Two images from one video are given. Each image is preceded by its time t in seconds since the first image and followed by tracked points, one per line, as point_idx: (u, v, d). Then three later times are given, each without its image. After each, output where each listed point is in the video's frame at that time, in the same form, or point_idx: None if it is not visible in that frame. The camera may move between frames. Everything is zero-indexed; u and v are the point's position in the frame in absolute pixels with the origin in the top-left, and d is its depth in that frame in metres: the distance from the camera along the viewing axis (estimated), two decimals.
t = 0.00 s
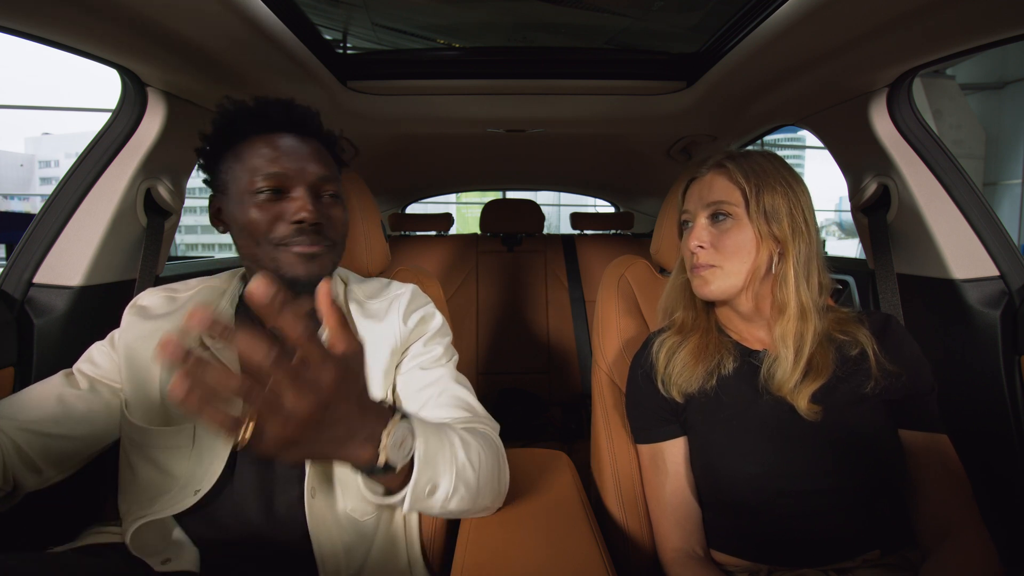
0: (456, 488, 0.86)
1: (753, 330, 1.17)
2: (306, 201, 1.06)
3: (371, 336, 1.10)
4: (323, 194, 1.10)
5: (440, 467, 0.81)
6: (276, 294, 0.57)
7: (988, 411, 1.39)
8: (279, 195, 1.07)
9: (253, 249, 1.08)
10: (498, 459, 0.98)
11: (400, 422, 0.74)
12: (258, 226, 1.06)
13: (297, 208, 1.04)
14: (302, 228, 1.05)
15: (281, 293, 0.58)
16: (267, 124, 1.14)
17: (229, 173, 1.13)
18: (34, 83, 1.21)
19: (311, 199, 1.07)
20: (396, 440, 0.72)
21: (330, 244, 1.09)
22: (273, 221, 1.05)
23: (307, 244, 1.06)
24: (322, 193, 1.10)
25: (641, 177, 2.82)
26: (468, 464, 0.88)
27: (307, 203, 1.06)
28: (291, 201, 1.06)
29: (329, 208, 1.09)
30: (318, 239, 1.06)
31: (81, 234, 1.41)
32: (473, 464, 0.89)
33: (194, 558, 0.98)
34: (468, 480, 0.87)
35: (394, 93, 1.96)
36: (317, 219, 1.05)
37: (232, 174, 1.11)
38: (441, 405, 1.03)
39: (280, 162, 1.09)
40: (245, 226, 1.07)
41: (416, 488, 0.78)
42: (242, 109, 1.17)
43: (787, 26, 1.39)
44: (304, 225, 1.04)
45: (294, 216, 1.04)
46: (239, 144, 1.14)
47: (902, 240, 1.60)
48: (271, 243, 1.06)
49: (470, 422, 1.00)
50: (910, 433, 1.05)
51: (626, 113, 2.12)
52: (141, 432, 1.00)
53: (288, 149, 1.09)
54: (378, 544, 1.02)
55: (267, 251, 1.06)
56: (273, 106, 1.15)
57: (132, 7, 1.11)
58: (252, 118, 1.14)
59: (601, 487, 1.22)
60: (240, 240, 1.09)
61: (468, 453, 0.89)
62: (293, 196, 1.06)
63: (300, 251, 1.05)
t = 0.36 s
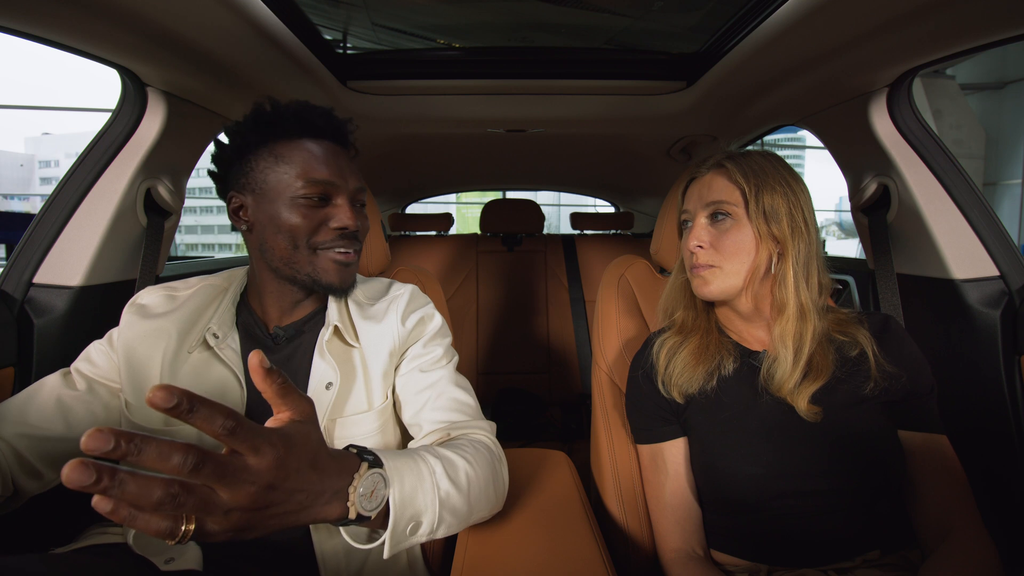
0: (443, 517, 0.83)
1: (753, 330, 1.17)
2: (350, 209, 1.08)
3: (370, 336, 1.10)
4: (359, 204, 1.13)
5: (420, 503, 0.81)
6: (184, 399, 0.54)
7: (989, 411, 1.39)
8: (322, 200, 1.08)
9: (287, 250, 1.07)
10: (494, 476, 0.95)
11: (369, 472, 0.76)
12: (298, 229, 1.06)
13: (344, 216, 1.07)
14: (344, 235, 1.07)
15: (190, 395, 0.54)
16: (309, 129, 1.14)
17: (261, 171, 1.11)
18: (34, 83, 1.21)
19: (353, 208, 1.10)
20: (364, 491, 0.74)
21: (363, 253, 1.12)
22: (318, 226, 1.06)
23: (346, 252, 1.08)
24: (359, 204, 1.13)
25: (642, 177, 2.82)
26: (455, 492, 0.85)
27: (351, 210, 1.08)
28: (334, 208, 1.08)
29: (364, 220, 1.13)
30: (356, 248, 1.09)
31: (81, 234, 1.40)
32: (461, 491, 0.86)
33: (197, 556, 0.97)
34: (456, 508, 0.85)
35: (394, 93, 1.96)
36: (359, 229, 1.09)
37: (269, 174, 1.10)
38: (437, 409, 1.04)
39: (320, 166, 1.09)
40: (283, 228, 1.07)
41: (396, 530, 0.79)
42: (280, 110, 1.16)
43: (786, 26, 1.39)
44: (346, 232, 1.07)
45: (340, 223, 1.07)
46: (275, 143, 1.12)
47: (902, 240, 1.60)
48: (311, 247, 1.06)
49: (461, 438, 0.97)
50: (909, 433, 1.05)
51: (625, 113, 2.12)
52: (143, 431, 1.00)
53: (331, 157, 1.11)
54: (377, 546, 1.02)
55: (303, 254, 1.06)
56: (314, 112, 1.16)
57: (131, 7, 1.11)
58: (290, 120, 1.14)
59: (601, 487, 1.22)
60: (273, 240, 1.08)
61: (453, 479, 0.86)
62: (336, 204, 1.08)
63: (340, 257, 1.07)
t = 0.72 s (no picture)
0: (441, 518, 0.83)
1: (753, 331, 1.17)
2: (361, 213, 1.10)
3: (369, 336, 1.10)
4: (367, 208, 1.15)
5: (418, 505, 0.81)
6: (178, 402, 0.54)
7: (989, 411, 1.39)
8: (333, 204, 1.08)
9: (296, 250, 1.07)
10: (491, 474, 0.94)
11: (367, 473, 0.76)
12: (310, 231, 1.07)
13: (357, 220, 1.09)
14: (355, 239, 1.09)
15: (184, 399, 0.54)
16: (325, 130, 1.15)
17: (273, 170, 1.11)
18: (34, 83, 1.21)
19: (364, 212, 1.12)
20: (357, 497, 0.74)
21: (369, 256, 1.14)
22: (331, 228, 1.08)
23: (355, 255, 1.10)
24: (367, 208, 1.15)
25: (642, 177, 2.82)
26: (452, 492, 0.85)
27: (362, 214, 1.10)
28: (345, 212, 1.09)
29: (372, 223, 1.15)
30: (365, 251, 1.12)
31: (81, 234, 1.40)
32: (459, 491, 0.86)
33: (199, 557, 0.96)
34: (454, 509, 0.85)
35: (394, 92, 1.96)
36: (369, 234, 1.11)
37: (281, 174, 1.10)
38: (438, 410, 1.04)
39: (332, 170, 1.09)
40: (294, 229, 1.08)
41: (393, 533, 0.79)
42: (297, 109, 1.16)
43: (786, 26, 1.39)
44: (356, 236, 1.09)
45: (353, 227, 1.08)
46: (288, 144, 1.12)
47: (902, 240, 1.60)
48: (322, 249, 1.07)
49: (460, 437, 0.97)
50: (908, 433, 1.05)
51: (625, 113, 2.12)
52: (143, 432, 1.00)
53: (344, 160, 1.12)
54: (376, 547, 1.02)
55: (313, 255, 1.07)
56: (328, 114, 1.16)
57: (131, 7, 1.11)
58: (305, 121, 1.14)
59: (601, 487, 1.22)
60: (282, 241, 1.09)
61: (451, 480, 0.86)
62: (348, 208, 1.09)
63: (349, 260, 1.09)
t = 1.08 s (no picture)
0: (415, 569, 0.80)
1: (754, 336, 1.17)
2: (358, 213, 1.10)
3: (369, 337, 1.10)
4: (365, 207, 1.14)
5: (383, 568, 0.76)
6: None
7: (989, 411, 1.39)
8: (330, 203, 1.08)
9: (293, 253, 1.07)
10: (470, 504, 0.90)
11: (314, 554, 0.74)
12: (305, 232, 1.07)
13: (352, 219, 1.08)
14: (352, 239, 1.09)
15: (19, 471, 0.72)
16: (318, 130, 1.14)
17: (269, 172, 1.11)
18: (35, 84, 1.21)
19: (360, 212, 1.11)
20: None
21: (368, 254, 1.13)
22: (326, 228, 1.07)
23: (352, 254, 1.09)
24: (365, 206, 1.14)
25: (641, 177, 2.82)
26: (421, 539, 0.81)
27: (359, 214, 1.09)
28: (342, 211, 1.09)
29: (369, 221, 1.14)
30: (362, 250, 1.10)
31: (81, 235, 1.40)
32: (429, 535, 0.83)
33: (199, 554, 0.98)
34: (428, 557, 0.81)
35: (394, 93, 1.96)
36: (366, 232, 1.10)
37: (277, 175, 1.10)
38: (436, 410, 1.04)
39: (329, 170, 1.09)
40: (291, 230, 1.07)
41: None
42: (289, 110, 1.16)
43: (786, 26, 1.39)
44: (354, 236, 1.08)
45: (348, 227, 1.08)
46: (284, 144, 1.12)
47: (902, 240, 1.60)
48: (317, 250, 1.07)
49: (423, 474, 0.93)
50: (909, 434, 1.05)
51: (625, 113, 2.12)
52: (141, 432, 1.00)
53: (339, 159, 1.11)
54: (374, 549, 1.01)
55: (310, 256, 1.07)
56: (321, 113, 1.16)
57: (132, 8, 1.12)
58: (300, 122, 1.14)
59: (601, 487, 1.22)
60: (280, 242, 1.08)
61: (413, 529, 0.82)
62: (345, 207, 1.09)
63: (345, 261, 1.08)
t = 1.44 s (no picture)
0: (414, 570, 0.80)
1: (757, 331, 1.17)
2: (350, 209, 1.10)
3: (370, 337, 1.10)
4: (357, 203, 1.14)
5: (382, 568, 0.77)
6: None
7: (989, 411, 1.39)
8: (322, 200, 1.09)
9: (286, 249, 1.07)
10: (470, 505, 0.90)
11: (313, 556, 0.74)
12: (297, 228, 1.06)
13: (343, 215, 1.08)
14: (345, 234, 1.08)
15: None
16: (310, 128, 1.14)
17: (262, 170, 1.11)
18: (35, 84, 1.21)
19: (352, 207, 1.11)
20: None
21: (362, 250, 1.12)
22: (316, 224, 1.07)
23: (345, 250, 1.09)
24: (357, 202, 1.14)
25: (641, 177, 2.82)
26: (420, 540, 0.81)
27: (351, 210, 1.09)
28: (334, 207, 1.09)
29: (362, 216, 1.14)
30: (355, 246, 1.10)
31: (81, 235, 1.40)
32: (430, 535, 0.83)
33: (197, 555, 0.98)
34: (427, 557, 0.81)
35: (393, 93, 1.96)
36: (358, 227, 1.10)
37: (269, 173, 1.10)
38: (437, 410, 1.04)
39: (320, 167, 1.09)
40: (283, 227, 1.07)
41: None
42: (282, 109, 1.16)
43: (786, 26, 1.39)
44: (346, 232, 1.08)
45: (339, 222, 1.07)
46: (277, 143, 1.12)
47: (902, 240, 1.60)
48: (310, 246, 1.07)
49: (423, 475, 0.93)
50: (910, 433, 1.05)
51: (625, 113, 2.12)
52: (141, 432, 1.00)
53: (332, 155, 1.11)
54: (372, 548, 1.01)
55: (302, 252, 1.06)
56: (314, 111, 1.16)
57: (132, 8, 1.12)
58: (292, 120, 1.14)
59: (601, 487, 1.22)
60: (272, 240, 1.08)
61: (412, 529, 0.82)
62: (336, 203, 1.09)
63: (338, 256, 1.08)
